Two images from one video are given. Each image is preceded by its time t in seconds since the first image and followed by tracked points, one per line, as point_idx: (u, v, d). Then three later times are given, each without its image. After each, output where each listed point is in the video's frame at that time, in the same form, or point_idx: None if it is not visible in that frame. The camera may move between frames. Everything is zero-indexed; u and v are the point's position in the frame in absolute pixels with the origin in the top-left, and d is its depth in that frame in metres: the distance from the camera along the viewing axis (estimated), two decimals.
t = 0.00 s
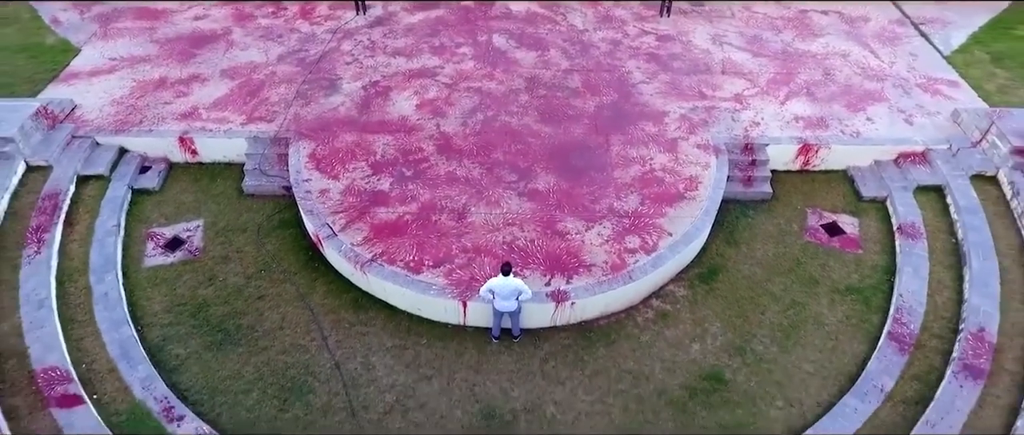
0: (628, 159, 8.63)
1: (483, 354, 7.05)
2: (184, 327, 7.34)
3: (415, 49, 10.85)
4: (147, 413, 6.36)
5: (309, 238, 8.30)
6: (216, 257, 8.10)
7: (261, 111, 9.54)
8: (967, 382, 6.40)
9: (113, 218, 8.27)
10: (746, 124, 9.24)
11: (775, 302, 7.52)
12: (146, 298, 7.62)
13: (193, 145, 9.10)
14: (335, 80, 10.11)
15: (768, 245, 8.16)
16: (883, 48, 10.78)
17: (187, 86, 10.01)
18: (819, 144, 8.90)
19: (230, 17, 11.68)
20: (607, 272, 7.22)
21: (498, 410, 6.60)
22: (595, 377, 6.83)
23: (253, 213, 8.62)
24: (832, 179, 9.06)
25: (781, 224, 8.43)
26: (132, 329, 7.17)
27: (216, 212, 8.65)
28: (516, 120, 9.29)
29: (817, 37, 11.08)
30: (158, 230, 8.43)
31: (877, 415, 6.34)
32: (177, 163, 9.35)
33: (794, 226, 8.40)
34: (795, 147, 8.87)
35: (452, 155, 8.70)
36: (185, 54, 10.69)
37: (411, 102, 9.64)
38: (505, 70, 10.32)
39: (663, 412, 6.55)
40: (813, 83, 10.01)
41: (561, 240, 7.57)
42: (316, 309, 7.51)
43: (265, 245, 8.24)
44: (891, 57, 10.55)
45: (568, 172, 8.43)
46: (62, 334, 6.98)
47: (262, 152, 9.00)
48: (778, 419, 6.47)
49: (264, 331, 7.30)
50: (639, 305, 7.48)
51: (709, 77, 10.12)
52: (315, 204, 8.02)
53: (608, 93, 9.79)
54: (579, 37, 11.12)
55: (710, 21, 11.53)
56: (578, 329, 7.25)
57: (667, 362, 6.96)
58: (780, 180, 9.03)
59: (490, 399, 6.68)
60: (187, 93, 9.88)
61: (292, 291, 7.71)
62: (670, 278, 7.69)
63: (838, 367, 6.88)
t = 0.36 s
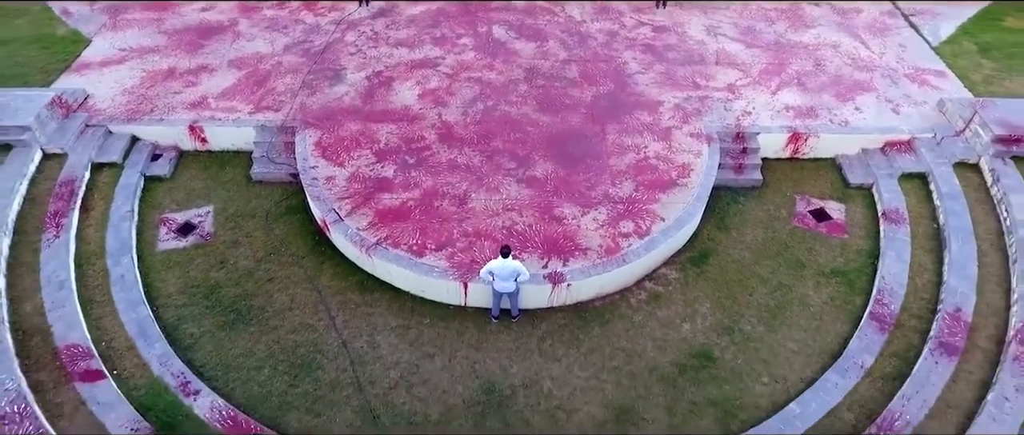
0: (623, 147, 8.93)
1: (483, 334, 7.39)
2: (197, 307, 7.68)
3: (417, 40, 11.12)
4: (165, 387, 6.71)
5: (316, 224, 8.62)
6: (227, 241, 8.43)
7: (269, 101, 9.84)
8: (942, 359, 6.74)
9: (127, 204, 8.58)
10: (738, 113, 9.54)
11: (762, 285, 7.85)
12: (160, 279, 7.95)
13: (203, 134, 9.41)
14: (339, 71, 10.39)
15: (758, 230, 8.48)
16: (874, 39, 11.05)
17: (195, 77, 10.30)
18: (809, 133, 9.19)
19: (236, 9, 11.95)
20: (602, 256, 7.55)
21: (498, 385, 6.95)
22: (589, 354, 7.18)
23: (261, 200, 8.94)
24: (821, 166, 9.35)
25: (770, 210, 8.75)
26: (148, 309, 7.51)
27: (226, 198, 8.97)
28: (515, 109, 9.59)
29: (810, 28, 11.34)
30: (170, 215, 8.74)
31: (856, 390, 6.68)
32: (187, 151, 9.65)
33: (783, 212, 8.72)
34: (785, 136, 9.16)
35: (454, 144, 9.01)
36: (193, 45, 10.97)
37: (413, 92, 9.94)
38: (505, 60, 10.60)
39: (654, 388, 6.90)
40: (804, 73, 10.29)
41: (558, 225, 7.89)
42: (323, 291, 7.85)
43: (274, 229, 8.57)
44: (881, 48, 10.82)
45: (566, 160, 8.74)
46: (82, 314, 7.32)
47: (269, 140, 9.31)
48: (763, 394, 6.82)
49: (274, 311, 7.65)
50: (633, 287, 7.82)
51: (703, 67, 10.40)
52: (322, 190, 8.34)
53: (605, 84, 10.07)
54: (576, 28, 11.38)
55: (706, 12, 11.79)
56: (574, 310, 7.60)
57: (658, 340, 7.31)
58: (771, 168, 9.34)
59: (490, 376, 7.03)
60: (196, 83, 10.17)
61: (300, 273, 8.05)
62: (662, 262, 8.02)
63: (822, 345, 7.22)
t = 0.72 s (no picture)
0: (617, 135, 9.31)
1: (484, 312, 7.81)
2: (212, 287, 8.09)
3: (419, 31, 11.46)
4: (184, 361, 7.13)
5: (323, 208, 9.02)
6: (238, 225, 8.83)
7: (277, 90, 10.20)
8: (916, 335, 7.16)
9: (143, 189, 8.97)
10: (729, 102, 9.90)
11: (749, 266, 8.25)
12: (176, 261, 8.36)
13: (214, 122, 9.79)
14: (344, 61, 10.74)
15: (746, 215, 8.87)
16: (862, 30, 11.38)
17: (205, 67, 10.65)
18: (797, 121, 9.56)
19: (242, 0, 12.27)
20: (596, 238, 7.95)
21: (497, 360, 7.38)
22: (584, 331, 7.60)
23: (271, 185, 9.33)
24: (808, 154, 9.72)
25: (759, 196, 9.13)
26: (165, 288, 7.92)
27: (237, 184, 9.36)
28: (514, 98, 9.95)
29: (801, 19, 11.67)
30: (183, 200, 9.13)
31: (835, 364, 7.10)
32: (198, 139, 10.02)
33: (771, 198, 9.10)
34: (774, 124, 9.53)
35: (455, 131, 9.38)
36: (202, 36, 11.31)
37: (416, 82, 10.29)
38: (504, 51, 10.95)
39: (644, 362, 7.32)
40: (794, 63, 10.64)
41: (555, 209, 8.28)
42: (331, 272, 8.26)
43: (284, 214, 8.96)
44: (870, 39, 11.16)
45: (562, 147, 9.12)
46: (104, 293, 7.73)
47: (278, 128, 9.68)
48: (747, 368, 7.24)
49: (285, 291, 8.06)
50: (626, 268, 8.22)
51: (696, 58, 10.75)
52: (329, 176, 8.72)
53: (601, 74, 10.43)
54: (574, 19, 11.71)
55: (700, 4, 12.11)
56: (569, 290, 8.01)
57: (649, 318, 7.72)
58: (760, 155, 9.71)
59: (490, 351, 7.46)
60: (206, 73, 10.53)
61: (309, 255, 8.45)
62: (654, 244, 8.42)
63: (804, 323, 7.64)
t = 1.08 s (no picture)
0: (613, 132, 9.69)
1: (484, 301, 8.20)
2: (225, 277, 8.48)
3: (421, 31, 11.83)
4: (199, 346, 7.52)
5: (330, 202, 9.40)
6: (249, 218, 9.21)
7: (284, 89, 10.58)
8: (894, 321, 7.54)
9: (157, 184, 9.35)
10: (720, 101, 10.27)
11: (738, 258, 8.63)
12: (190, 252, 8.75)
13: (224, 120, 10.17)
14: (349, 60, 11.12)
15: (735, 208, 9.25)
16: (851, 31, 11.75)
17: (216, 66, 11.03)
18: (785, 119, 9.93)
19: (250, 2, 12.65)
20: (591, 230, 8.33)
21: (497, 346, 7.76)
22: (579, 319, 7.99)
23: (280, 181, 9.71)
24: (797, 150, 10.10)
25: (748, 190, 9.51)
26: (180, 278, 8.31)
27: (247, 179, 9.74)
28: (513, 97, 10.32)
29: (791, 20, 12.04)
30: (196, 195, 9.51)
31: (817, 349, 7.48)
32: (209, 136, 10.40)
33: (760, 193, 9.47)
34: (763, 122, 9.91)
35: (457, 129, 9.76)
36: (212, 36, 11.69)
37: (419, 81, 10.67)
38: (504, 51, 11.32)
39: (637, 348, 7.71)
40: (784, 63, 11.01)
41: (552, 202, 8.66)
42: (339, 263, 8.64)
43: (292, 207, 9.35)
44: (858, 39, 11.52)
45: (560, 144, 9.49)
46: (123, 282, 8.12)
47: (287, 126, 10.07)
48: (734, 353, 7.62)
49: (294, 280, 8.45)
50: (620, 259, 8.61)
51: (689, 58, 11.12)
52: (336, 171, 9.10)
53: (597, 73, 10.80)
54: (572, 20, 12.09)
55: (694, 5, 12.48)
56: (566, 279, 8.39)
57: (642, 306, 8.11)
58: (750, 152, 10.08)
59: (490, 337, 7.84)
60: (216, 72, 10.92)
61: (317, 247, 8.84)
62: (647, 237, 8.80)
63: (788, 311, 8.02)
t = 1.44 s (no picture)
0: (609, 131, 10.05)
1: (485, 293, 8.56)
2: (236, 270, 8.84)
3: (424, 33, 12.20)
4: (213, 335, 7.89)
5: (336, 198, 9.77)
6: (259, 214, 9.58)
7: (292, 89, 10.95)
8: (876, 312, 7.90)
9: (171, 181, 9.72)
10: (713, 101, 10.64)
11: (728, 252, 9.00)
12: (202, 246, 9.12)
13: (234, 119, 10.54)
14: (354, 62, 11.49)
15: (726, 205, 9.61)
16: (841, 33, 12.11)
17: (225, 68, 11.41)
18: (775, 119, 10.29)
19: (257, 5, 13.02)
20: (587, 226, 8.69)
21: (497, 335, 8.13)
22: (576, 310, 8.35)
23: (287, 178, 10.08)
24: (787, 149, 10.45)
25: (739, 187, 9.87)
26: (194, 270, 8.68)
27: (256, 177, 10.10)
28: (512, 97, 10.69)
29: (783, 23, 12.40)
30: (207, 192, 9.88)
31: (802, 338, 7.84)
32: (219, 135, 10.77)
33: (750, 190, 9.83)
34: (754, 122, 10.27)
35: (458, 128, 10.13)
36: (221, 39, 12.06)
37: (421, 81, 11.04)
38: (504, 53, 11.68)
39: (630, 337, 8.07)
40: (775, 64, 11.37)
41: (550, 199, 9.03)
42: (345, 256, 9.01)
43: (300, 204, 9.71)
44: (847, 42, 11.88)
45: (558, 143, 9.86)
46: (139, 274, 8.49)
47: (294, 125, 10.43)
48: (723, 342, 7.99)
49: (303, 273, 8.82)
50: (615, 253, 8.97)
51: (684, 59, 11.48)
52: (342, 169, 9.46)
53: (594, 74, 11.16)
54: (570, 23, 12.45)
55: (688, 8, 12.84)
56: (563, 272, 8.75)
57: (635, 298, 8.47)
58: (742, 150, 10.44)
59: (490, 327, 8.21)
60: (226, 73, 11.29)
61: (325, 241, 9.21)
62: (641, 232, 9.16)
63: (776, 302, 8.38)
